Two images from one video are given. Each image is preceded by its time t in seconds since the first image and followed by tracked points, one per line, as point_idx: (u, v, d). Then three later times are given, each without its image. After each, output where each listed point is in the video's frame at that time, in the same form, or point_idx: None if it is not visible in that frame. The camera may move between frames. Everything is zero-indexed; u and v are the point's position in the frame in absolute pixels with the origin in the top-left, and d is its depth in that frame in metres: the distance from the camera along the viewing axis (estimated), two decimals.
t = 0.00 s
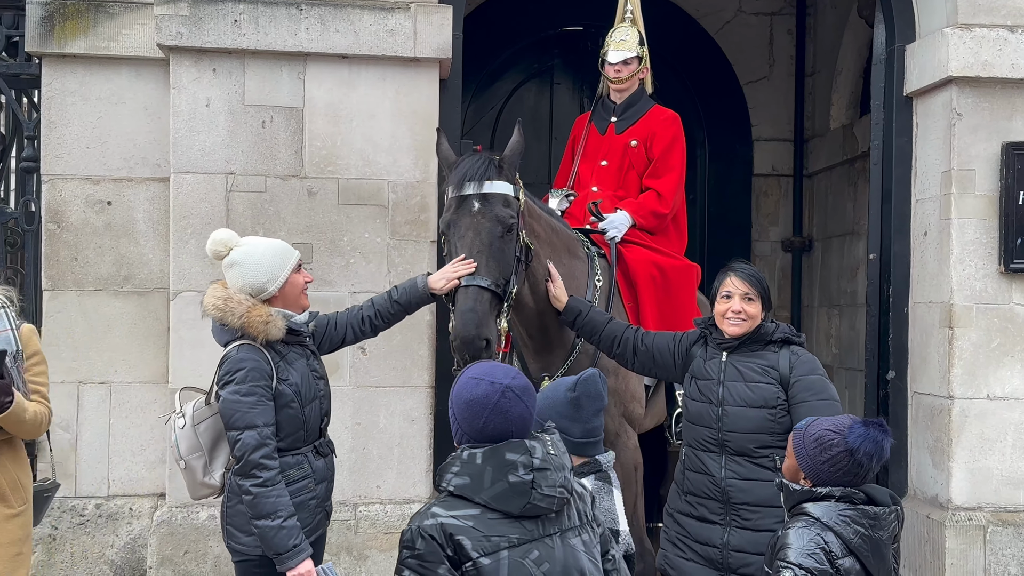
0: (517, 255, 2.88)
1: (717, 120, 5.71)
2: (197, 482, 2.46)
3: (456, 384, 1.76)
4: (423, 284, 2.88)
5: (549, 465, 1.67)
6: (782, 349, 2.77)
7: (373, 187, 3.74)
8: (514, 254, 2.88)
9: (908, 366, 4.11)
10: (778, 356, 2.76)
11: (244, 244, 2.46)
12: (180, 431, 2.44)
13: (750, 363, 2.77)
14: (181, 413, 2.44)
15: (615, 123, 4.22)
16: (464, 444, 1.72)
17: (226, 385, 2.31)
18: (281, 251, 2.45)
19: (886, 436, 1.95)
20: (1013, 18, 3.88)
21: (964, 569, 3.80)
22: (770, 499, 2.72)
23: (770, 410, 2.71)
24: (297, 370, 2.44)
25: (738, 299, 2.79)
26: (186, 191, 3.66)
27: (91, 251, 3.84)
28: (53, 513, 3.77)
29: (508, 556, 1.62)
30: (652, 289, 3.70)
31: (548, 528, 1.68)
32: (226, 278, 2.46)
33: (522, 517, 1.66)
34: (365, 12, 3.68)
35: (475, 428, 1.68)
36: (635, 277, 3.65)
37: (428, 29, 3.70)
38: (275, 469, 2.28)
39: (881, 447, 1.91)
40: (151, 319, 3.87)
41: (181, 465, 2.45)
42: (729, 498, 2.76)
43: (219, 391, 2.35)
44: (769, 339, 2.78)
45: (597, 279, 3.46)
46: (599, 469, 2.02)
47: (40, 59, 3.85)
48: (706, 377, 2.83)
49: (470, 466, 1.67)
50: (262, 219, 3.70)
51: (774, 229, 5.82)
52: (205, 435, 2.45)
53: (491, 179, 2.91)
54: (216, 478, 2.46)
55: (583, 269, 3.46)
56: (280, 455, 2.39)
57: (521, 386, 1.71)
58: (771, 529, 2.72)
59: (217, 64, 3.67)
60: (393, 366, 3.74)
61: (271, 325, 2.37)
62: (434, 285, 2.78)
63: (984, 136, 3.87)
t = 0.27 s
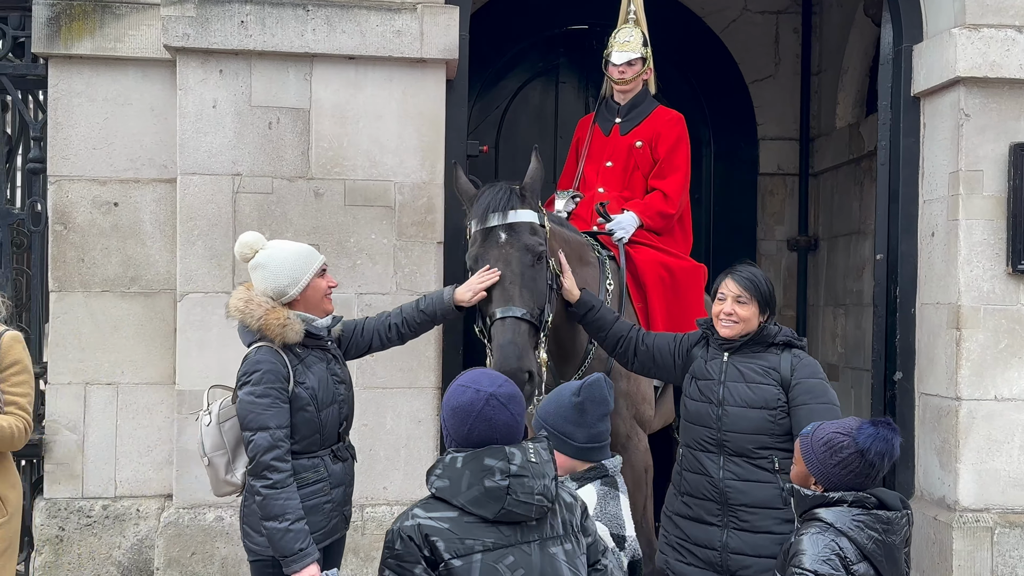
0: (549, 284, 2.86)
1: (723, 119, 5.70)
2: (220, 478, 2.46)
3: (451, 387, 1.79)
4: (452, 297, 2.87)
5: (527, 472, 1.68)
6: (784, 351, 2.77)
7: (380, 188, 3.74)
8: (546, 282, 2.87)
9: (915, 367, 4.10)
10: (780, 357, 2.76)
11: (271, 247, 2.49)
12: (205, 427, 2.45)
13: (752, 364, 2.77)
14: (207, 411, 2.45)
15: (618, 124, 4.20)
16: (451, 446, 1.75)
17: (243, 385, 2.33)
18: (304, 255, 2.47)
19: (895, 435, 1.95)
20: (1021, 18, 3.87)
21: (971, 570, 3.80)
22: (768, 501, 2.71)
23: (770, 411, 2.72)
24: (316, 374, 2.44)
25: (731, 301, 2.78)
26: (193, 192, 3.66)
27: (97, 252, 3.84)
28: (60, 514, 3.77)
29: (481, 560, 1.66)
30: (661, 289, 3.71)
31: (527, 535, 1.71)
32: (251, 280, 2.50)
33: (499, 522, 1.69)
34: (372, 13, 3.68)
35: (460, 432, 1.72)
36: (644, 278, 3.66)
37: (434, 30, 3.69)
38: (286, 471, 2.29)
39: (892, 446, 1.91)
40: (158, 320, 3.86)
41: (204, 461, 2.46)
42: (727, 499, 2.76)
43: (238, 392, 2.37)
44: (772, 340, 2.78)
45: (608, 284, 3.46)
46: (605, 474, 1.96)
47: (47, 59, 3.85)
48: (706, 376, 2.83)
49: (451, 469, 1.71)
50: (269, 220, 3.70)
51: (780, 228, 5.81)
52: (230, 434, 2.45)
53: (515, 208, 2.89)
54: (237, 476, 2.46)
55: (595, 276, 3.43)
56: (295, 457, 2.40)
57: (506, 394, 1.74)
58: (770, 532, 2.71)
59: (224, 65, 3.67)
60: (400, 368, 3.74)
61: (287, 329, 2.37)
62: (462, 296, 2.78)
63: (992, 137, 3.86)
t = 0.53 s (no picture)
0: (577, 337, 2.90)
1: (728, 120, 5.69)
2: (236, 488, 2.45)
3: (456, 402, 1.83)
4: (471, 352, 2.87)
5: (502, 483, 1.68)
6: (788, 364, 2.76)
7: (387, 196, 3.73)
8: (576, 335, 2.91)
9: (923, 373, 4.09)
10: (784, 370, 2.75)
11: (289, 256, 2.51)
12: (224, 435, 2.47)
13: (755, 375, 2.76)
14: (229, 419, 2.47)
15: (625, 130, 4.18)
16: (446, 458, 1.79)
17: (257, 397, 2.36)
18: (322, 266, 2.47)
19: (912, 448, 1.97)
20: None
21: None
22: (766, 512, 2.71)
23: (772, 424, 2.71)
24: (329, 388, 2.46)
25: (732, 312, 2.78)
26: (200, 200, 3.66)
27: (105, 259, 3.84)
28: (68, 521, 3.77)
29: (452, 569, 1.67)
30: (671, 296, 3.74)
31: (504, 547, 1.70)
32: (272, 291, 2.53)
33: (474, 532, 1.70)
34: (379, 20, 3.67)
35: (452, 445, 1.76)
36: (655, 285, 3.70)
37: (442, 37, 3.69)
38: (297, 485, 2.31)
39: (912, 458, 1.92)
40: (165, 328, 3.86)
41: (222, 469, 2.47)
42: (725, 509, 2.76)
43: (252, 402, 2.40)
44: (777, 351, 2.77)
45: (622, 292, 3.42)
46: (609, 491, 1.93)
47: (54, 66, 3.85)
48: (709, 386, 2.84)
49: (432, 478, 1.72)
50: (276, 228, 3.69)
51: (785, 229, 5.79)
52: (248, 444, 2.44)
53: (542, 263, 2.96)
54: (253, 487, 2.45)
55: (609, 289, 3.39)
56: (308, 470, 2.42)
57: (499, 410, 1.76)
58: (765, 542, 2.71)
59: (231, 73, 3.67)
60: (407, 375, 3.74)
61: (299, 341, 2.40)
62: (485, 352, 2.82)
63: (1000, 144, 3.85)
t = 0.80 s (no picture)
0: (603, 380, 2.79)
1: (730, 118, 5.67)
2: (235, 500, 2.45)
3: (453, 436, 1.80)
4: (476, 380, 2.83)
5: (446, 535, 1.67)
6: (793, 373, 2.76)
7: (388, 199, 3.72)
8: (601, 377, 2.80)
9: (925, 376, 4.08)
10: (789, 379, 2.75)
11: (306, 265, 2.52)
12: (226, 445, 2.46)
13: (760, 384, 2.75)
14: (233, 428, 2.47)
15: (627, 131, 4.16)
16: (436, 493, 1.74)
17: (257, 407, 2.36)
18: (336, 279, 2.48)
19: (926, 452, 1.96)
20: None
21: None
22: (768, 521, 2.72)
23: (776, 433, 2.71)
24: (330, 401, 2.46)
25: (738, 322, 2.77)
26: (201, 204, 3.64)
27: (105, 263, 3.83)
28: (69, 525, 3.77)
29: None
30: (680, 300, 3.75)
31: None
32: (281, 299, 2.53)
33: None
34: (381, 23, 3.66)
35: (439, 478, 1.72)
36: (665, 291, 3.70)
37: (443, 40, 3.67)
38: (293, 499, 2.30)
39: (929, 463, 1.91)
40: (166, 332, 3.85)
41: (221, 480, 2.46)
42: (728, 518, 2.76)
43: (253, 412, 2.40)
44: (784, 360, 2.77)
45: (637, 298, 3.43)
46: (597, 505, 1.81)
47: (53, 69, 3.83)
48: (712, 393, 2.83)
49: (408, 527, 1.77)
50: (277, 232, 3.68)
51: (786, 228, 5.78)
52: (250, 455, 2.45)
53: (563, 306, 2.84)
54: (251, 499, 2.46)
55: (621, 299, 3.41)
56: (305, 484, 2.42)
57: (490, 442, 1.73)
58: (768, 551, 2.72)
59: (232, 76, 3.65)
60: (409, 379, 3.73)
61: (303, 352, 2.40)
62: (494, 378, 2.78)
63: (1004, 146, 3.84)
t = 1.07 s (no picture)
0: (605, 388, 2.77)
1: (726, 114, 5.67)
2: (225, 500, 2.47)
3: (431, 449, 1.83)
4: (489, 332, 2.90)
5: (419, 549, 1.70)
6: (787, 376, 2.77)
7: (383, 199, 3.73)
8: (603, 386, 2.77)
9: (919, 374, 4.08)
10: (782, 382, 2.75)
11: (306, 267, 2.53)
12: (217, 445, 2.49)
13: (753, 387, 2.77)
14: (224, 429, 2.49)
15: (623, 129, 4.15)
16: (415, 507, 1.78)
17: (248, 410, 2.39)
18: (335, 284, 2.49)
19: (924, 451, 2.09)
20: None
21: None
22: (757, 523, 2.74)
23: (768, 435, 2.72)
24: (320, 406, 2.48)
25: (733, 327, 2.78)
26: (195, 203, 3.65)
27: (100, 262, 3.83)
28: (65, 524, 3.78)
29: None
30: (683, 299, 3.75)
31: None
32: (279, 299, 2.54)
33: None
34: (375, 22, 3.65)
35: (417, 493, 1.76)
36: (668, 290, 3.70)
37: (438, 40, 3.67)
38: (278, 504, 2.32)
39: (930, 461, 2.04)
40: (162, 330, 3.86)
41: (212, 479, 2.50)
42: (717, 519, 2.78)
43: (243, 414, 2.42)
44: (777, 363, 2.78)
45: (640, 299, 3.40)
46: (600, 528, 1.83)
47: (48, 68, 3.83)
48: (706, 394, 2.85)
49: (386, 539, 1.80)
50: (272, 232, 3.68)
51: (782, 224, 5.78)
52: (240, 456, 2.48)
53: (563, 317, 2.81)
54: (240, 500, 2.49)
55: (626, 299, 3.37)
56: (292, 488, 2.44)
57: (464, 455, 1.76)
58: (756, 552, 2.74)
59: (227, 75, 3.65)
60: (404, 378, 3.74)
61: (297, 356, 2.41)
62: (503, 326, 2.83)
63: (998, 145, 3.84)
